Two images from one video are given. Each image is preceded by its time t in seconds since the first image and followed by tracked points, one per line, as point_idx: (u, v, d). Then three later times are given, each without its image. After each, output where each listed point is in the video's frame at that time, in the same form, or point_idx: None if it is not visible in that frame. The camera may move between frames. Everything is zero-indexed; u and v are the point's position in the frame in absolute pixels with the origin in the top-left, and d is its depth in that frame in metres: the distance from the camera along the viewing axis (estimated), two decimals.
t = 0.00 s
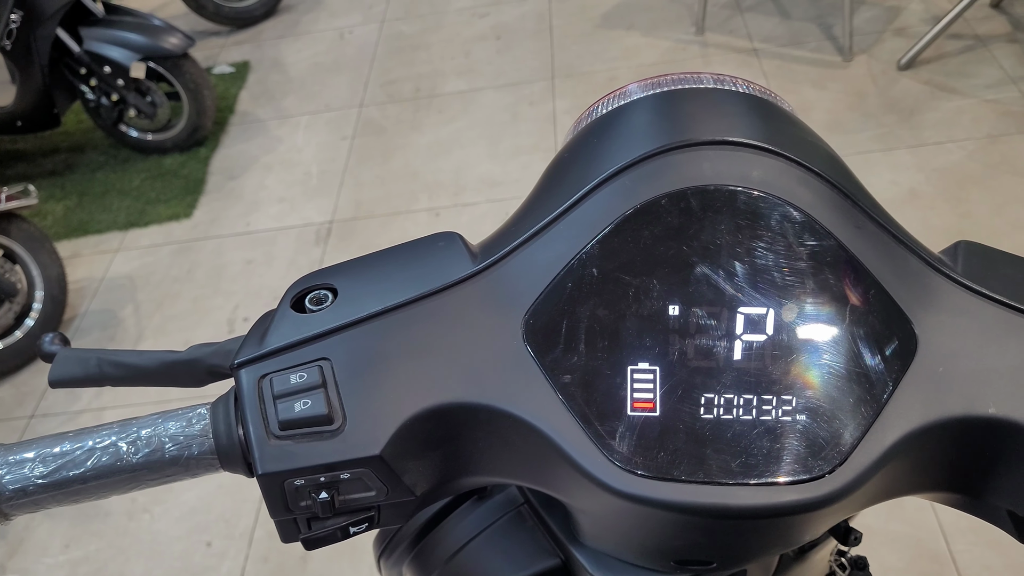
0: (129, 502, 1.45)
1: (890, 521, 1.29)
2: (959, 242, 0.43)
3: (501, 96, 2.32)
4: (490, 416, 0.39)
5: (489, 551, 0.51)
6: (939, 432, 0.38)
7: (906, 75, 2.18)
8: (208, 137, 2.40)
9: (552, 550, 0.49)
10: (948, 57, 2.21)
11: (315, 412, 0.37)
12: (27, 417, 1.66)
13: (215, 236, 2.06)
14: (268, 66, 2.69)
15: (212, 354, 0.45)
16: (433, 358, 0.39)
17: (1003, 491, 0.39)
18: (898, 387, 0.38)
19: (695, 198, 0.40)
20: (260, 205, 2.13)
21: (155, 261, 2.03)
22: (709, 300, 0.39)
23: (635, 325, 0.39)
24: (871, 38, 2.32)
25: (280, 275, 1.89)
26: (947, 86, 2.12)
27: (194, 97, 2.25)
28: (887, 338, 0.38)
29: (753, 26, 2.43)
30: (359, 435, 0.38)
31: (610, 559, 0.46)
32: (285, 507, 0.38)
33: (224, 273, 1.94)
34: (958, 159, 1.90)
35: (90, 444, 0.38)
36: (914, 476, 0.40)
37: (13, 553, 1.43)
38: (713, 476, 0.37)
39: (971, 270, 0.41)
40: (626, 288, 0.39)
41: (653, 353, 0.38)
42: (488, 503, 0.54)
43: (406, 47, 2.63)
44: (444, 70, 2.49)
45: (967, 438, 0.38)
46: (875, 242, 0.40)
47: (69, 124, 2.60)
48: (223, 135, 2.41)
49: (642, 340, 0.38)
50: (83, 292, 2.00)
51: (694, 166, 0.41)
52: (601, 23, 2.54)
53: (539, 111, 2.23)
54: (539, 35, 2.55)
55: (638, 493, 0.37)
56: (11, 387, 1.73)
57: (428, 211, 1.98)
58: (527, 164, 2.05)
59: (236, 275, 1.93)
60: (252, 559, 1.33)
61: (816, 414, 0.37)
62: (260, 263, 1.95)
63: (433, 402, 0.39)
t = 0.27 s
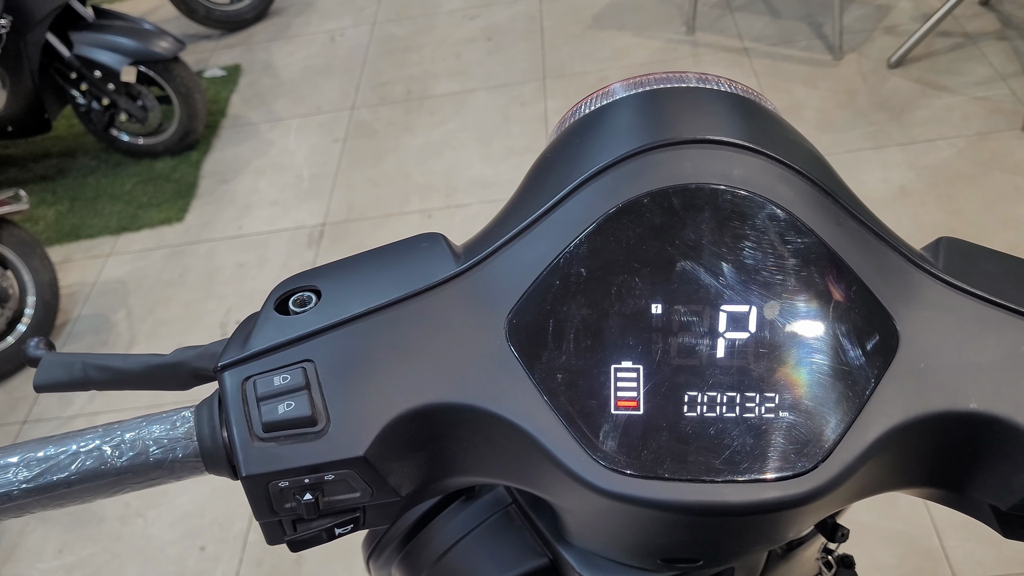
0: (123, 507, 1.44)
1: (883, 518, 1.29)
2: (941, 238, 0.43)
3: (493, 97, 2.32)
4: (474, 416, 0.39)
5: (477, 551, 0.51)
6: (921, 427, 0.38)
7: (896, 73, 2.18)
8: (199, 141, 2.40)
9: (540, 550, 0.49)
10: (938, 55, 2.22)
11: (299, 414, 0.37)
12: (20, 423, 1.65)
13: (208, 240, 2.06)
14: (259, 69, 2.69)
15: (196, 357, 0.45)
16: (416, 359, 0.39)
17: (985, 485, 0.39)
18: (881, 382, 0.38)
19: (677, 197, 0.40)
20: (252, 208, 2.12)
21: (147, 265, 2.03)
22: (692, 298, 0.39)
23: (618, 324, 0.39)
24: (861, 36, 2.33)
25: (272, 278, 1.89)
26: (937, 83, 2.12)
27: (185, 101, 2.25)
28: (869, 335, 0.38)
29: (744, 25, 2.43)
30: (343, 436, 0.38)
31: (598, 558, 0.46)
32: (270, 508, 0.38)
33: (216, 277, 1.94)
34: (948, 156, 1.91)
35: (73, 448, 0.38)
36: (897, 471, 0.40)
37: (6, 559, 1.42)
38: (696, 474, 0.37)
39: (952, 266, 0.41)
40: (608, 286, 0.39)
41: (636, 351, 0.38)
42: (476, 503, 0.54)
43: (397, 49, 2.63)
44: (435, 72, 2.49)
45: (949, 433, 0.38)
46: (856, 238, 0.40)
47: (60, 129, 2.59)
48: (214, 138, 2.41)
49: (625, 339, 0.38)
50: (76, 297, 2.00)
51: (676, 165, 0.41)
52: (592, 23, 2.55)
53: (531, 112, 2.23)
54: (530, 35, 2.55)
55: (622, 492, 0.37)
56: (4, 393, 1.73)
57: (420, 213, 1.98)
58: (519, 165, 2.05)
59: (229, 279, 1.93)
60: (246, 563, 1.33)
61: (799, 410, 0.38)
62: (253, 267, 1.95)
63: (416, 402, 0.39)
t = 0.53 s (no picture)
0: (116, 512, 1.44)
1: (876, 516, 1.29)
2: (921, 236, 0.44)
3: (483, 99, 2.32)
4: (457, 418, 0.39)
5: (464, 553, 0.51)
6: (902, 423, 0.38)
7: (885, 71, 2.19)
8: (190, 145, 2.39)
9: (527, 551, 0.49)
10: (927, 53, 2.22)
11: (281, 418, 0.37)
12: (12, 430, 1.65)
13: (199, 244, 2.05)
14: (249, 72, 2.69)
15: (181, 362, 0.45)
16: (399, 361, 0.40)
17: (967, 479, 0.40)
18: (862, 380, 0.38)
19: (657, 197, 0.40)
20: (244, 211, 2.12)
21: (139, 270, 2.03)
22: (673, 298, 0.39)
23: (599, 324, 0.39)
24: (850, 35, 2.33)
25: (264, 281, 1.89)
26: (926, 81, 2.13)
27: (175, 105, 2.25)
28: (850, 332, 0.39)
29: (733, 24, 2.43)
30: (325, 440, 0.38)
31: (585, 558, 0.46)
32: (254, 512, 0.38)
33: (208, 281, 1.94)
34: (937, 154, 1.92)
35: (56, 454, 0.38)
36: (879, 468, 0.40)
37: None
38: (678, 473, 0.37)
39: (933, 263, 0.41)
40: (589, 287, 0.39)
41: (618, 351, 0.38)
42: (463, 504, 0.54)
43: (388, 51, 2.63)
44: (426, 74, 2.49)
45: (929, 428, 0.38)
46: (836, 237, 0.40)
47: (51, 134, 2.59)
48: (205, 142, 2.41)
49: (608, 339, 0.39)
50: (67, 303, 1.99)
51: (657, 165, 0.41)
52: (582, 24, 2.55)
53: (521, 113, 2.23)
54: (520, 37, 2.56)
55: (605, 491, 0.37)
56: None
57: (411, 215, 1.98)
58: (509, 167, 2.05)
59: (221, 283, 1.93)
60: (239, 567, 1.33)
61: (779, 408, 0.38)
62: (244, 271, 1.95)
63: (398, 405, 0.39)
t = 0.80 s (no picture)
0: (108, 519, 1.44)
1: (868, 514, 1.30)
2: (899, 235, 0.44)
3: (473, 102, 2.32)
4: (438, 421, 0.39)
5: (450, 556, 0.51)
6: (881, 422, 0.38)
7: (873, 71, 2.20)
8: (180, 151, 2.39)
9: (513, 553, 0.50)
10: (914, 52, 2.23)
11: (263, 423, 0.37)
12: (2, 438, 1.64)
13: (189, 250, 2.05)
14: (239, 77, 2.68)
15: (164, 369, 0.45)
16: (380, 365, 0.40)
17: (945, 477, 0.40)
18: (841, 379, 0.38)
19: (637, 199, 0.40)
20: (234, 217, 2.12)
21: (129, 277, 2.02)
22: (652, 300, 0.39)
23: (579, 327, 0.39)
24: (838, 35, 2.34)
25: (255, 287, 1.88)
26: (914, 80, 2.14)
27: (165, 111, 2.24)
28: (830, 332, 0.39)
29: (722, 25, 2.44)
30: (307, 445, 0.38)
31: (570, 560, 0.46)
32: (236, 518, 0.38)
33: (199, 286, 1.94)
34: (926, 153, 1.92)
35: (38, 462, 0.38)
36: (859, 466, 0.40)
37: None
38: (659, 474, 0.37)
39: (911, 262, 0.42)
40: (569, 289, 0.40)
41: (599, 353, 0.38)
42: (449, 507, 0.54)
43: (377, 55, 2.63)
44: (415, 77, 2.49)
45: (908, 427, 0.39)
46: (815, 237, 0.40)
47: (40, 141, 2.58)
48: (195, 148, 2.40)
49: (589, 342, 0.39)
50: (57, 310, 1.99)
51: (635, 167, 0.41)
52: (571, 26, 2.55)
53: (511, 116, 2.23)
54: (509, 39, 2.56)
55: (586, 492, 0.37)
56: None
57: (402, 219, 1.98)
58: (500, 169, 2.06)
59: (212, 289, 1.93)
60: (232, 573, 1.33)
61: (759, 409, 0.38)
62: (235, 276, 1.94)
63: (380, 409, 0.39)
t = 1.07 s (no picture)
0: (100, 526, 1.43)
1: (859, 512, 1.30)
2: (877, 234, 0.44)
3: (463, 104, 2.32)
4: (420, 423, 0.40)
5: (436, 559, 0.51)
6: (860, 420, 0.38)
7: (861, 70, 2.20)
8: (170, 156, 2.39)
9: (498, 555, 0.50)
10: (902, 51, 2.24)
11: (244, 428, 0.38)
12: None
13: (179, 256, 2.05)
14: (228, 82, 2.68)
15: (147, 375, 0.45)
16: (362, 368, 0.40)
17: (925, 474, 0.40)
18: (820, 378, 0.39)
19: (616, 201, 0.41)
20: (224, 222, 2.12)
21: (119, 283, 2.02)
22: (631, 301, 0.39)
23: (559, 328, 0.39)
24: (826, 35, 2.35)
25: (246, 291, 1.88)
26: (901, 79, 2.14)
27: (154, 117, 2.24)
28: (808, 331, 0.39)
29: (710, 26, 2.45)
30: (288, 449, 0.38)
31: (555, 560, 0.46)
32: (219, 523, 0.38)
33: (190, 292, 1.94)
34: (914, 151, 1.93)
35: (20, 469, 0.38)
36: (839, 464, 0.40)
37: None
38: (640, 474, 0.37)
39: (888, 261, 0.42)
40: (549, 291, 0.40)
41: (580, 354, 0.39)
42: (434, 510, 0.54)
43: (367, 59, 2.63)
44: (405, 81, 2.49)
45: (887, 424, 0.39)
46: (793, 237, 0.41)
47: (29, 148, 2.57)
48: (185, 153, 2.40)
49: (569, 344, 0.39)
50: (48, 317, 1.98)
51: (614, 169, 0.41)
52: (560, 28, 2.56)
53: (501, 118, 2.24)
54: (498, 42, 2.56)
55: (567, 493, 0.37)
56: None
57: (392, 222, 1.98)
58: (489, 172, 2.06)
59: (202, 294, 1.92)
60: None
61: (738, 408, 0.38)
62: (226, 281, 1.94)
63: (361, 413, 0.39)
